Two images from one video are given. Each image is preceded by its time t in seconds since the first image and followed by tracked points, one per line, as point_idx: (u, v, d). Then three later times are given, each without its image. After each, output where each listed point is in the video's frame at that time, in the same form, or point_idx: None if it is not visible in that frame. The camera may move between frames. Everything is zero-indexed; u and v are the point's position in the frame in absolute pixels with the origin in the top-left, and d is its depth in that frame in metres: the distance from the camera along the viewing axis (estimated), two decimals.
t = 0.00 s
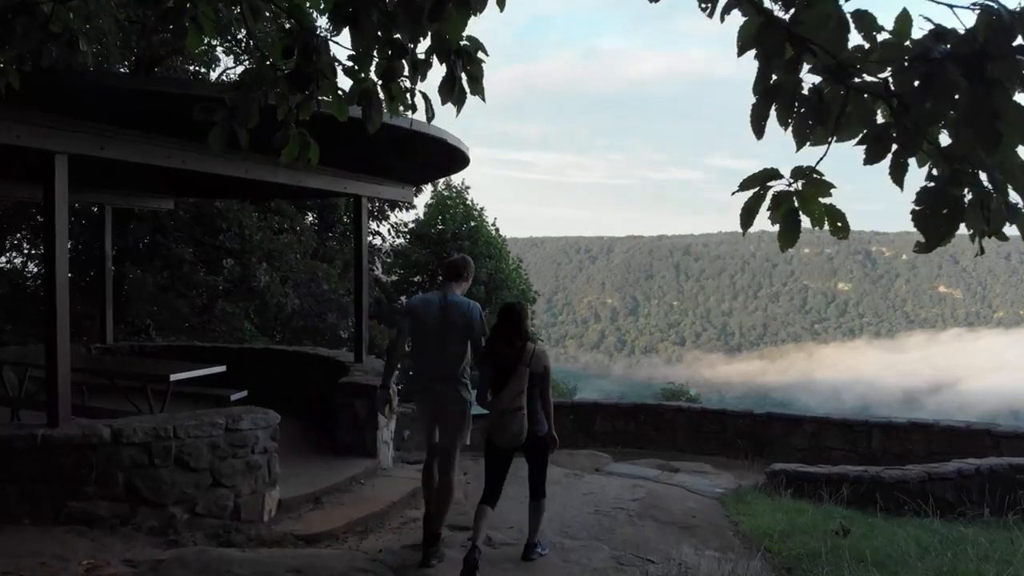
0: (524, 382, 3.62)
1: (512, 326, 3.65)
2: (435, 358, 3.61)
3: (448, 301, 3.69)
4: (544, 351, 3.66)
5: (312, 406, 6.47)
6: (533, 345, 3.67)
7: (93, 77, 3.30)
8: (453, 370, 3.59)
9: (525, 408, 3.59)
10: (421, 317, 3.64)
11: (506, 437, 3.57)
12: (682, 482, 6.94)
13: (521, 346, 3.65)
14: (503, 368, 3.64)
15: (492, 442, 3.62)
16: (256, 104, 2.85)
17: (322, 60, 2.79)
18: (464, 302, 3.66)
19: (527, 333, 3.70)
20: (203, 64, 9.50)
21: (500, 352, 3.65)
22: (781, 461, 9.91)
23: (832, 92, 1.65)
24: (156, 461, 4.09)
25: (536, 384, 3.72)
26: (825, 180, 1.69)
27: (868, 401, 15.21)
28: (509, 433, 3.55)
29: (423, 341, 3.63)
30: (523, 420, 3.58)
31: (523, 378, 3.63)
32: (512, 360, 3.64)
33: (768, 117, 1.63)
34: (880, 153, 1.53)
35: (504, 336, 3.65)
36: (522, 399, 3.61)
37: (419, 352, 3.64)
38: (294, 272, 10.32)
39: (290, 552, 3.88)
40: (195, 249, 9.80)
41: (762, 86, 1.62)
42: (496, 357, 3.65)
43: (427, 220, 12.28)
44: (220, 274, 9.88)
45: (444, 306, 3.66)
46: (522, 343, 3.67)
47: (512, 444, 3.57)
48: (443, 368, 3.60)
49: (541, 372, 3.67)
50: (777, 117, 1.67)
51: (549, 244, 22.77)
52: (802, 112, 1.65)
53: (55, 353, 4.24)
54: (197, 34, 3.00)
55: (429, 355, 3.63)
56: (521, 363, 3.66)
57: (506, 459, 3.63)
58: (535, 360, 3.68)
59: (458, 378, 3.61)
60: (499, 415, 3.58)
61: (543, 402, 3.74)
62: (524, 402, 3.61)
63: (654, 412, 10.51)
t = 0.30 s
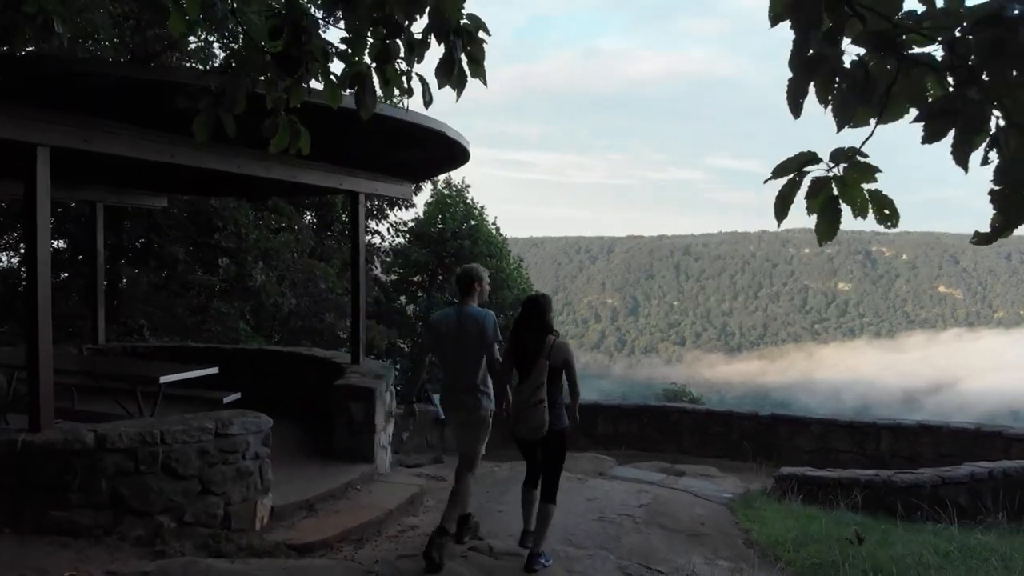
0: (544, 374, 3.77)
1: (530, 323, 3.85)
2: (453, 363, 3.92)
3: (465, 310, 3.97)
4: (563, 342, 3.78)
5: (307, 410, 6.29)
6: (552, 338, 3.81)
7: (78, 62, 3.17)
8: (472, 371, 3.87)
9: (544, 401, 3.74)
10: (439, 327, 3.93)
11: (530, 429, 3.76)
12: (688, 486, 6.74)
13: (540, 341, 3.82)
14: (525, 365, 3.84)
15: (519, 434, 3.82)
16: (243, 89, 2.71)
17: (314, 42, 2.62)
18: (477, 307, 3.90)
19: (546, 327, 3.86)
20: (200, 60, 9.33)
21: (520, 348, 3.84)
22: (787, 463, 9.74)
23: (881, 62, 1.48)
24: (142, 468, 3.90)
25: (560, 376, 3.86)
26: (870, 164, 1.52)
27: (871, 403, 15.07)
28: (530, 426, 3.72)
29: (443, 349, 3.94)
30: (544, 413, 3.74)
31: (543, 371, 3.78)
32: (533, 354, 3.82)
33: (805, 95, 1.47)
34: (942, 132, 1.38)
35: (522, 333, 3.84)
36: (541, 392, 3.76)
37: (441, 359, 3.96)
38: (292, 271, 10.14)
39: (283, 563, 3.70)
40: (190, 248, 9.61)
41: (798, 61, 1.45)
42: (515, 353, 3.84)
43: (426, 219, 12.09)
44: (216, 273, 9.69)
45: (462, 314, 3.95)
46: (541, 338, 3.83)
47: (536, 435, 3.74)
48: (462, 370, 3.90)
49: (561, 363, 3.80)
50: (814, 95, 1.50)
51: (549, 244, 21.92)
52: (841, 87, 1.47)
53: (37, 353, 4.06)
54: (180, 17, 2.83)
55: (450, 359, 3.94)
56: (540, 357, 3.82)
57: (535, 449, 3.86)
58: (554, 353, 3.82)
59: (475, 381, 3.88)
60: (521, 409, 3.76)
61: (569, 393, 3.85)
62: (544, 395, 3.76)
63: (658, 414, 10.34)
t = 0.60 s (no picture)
0: (550, 395, 3.75)
1: (543, 340, 3.82)
2: (470, 356, 4.02)
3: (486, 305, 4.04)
4: (574, 365, 3.72)
5: (298, 413, 6.11)
6: (563, 358, 3.77)
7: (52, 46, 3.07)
8: (488, 371, 3.98)
9: (548, 421, 3.73)
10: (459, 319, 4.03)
11: (535, 446, 3.75)
12: (689, 490, 6.57)
13: (552, 359, 3.79)
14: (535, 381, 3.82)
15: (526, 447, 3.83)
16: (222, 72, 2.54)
17: (297, 19, 2.45)
18: (495, 303, 3.97)
19: (560, 346, 3.81)
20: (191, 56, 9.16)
21: (530, 363, 3.82)
22: (788, 465, 9.58)
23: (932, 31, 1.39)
24: (122, 475, 3.72)
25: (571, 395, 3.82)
26: (918, 142, 1.41)
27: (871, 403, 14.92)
28: (532, 443, 3.73)
29: (461, 341, 4.04)
30: (548, 432, 3.73)
31: (550, 392, 3.76)
32: (542, 370, 3.78)
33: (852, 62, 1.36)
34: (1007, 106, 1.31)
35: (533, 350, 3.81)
36: (547, 410, 3.75)
37: (460, 350, 4.06)
38: (284, 271, 9.95)
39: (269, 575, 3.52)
40: (180, 246, 9.41)
41: (839, 27, 1.36)
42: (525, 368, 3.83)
43: (422, 218, 11.91)
44: (206, 273, 9.49)
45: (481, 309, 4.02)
46: (553, 357, 3.79)
47: (539, 453, 3.75)
48: (478, 370, 4.00)
49: (569, 384, 3.76)
50: (860, 65, 1.36)
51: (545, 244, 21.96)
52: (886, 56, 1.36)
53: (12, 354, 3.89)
54: None
55: (467, 352, 4.04)
56: (550, 375, 3.78)
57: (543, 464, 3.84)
58: (565, 373, 3.78)
59: (489, 376, 3.98)
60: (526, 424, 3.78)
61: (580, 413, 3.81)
62: (549, 414, 3.75)
63: (656, 416, 10.17)
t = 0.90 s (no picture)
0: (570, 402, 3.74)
1: (561, 348, 3.81)
2: (497, 378, 4.03)
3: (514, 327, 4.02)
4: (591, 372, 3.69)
5: (286, 416, 5.92)
6: (581, 366, 3.75)
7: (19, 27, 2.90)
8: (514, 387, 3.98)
9: (567, 428, 3.73)
10: (486, 340, 4.04)
11: (554, 453, 3.74)
12: (688, 494, 6.41)
13: (571, 367, 3.76)
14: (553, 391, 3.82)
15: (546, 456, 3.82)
16: (193, 55, 2.36)
17: None
18: (522, 328, 3.95)
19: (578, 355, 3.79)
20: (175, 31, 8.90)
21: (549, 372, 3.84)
22: (785, 468, 9.42)
23: None
24: (94, 484, 3.52)
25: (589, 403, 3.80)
26: (977, 117, 1.23)
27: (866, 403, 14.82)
28: (553, 451, 3.74)
29: (488, 363, 4.05)
30: (568, 439, 3.73)
31: (569, 399, 3.75)
32: (561, 379, 3.77)
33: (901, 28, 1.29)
34: None
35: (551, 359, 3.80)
36: (566, 418, 3.75)
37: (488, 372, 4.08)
38: (272, 270, 9.74)
39: None
40: (165, 245, 9.21)
41: None
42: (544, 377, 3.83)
43: (413, 217, 11.70)
44: (192, 272, 9.28)
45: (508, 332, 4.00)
46: (570, 365, 3.77)
47: (558, 460, 3.75)
48: (504, 386, 4.00)
49: (587, 391, 3.73)
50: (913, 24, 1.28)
51: (536, 244, 21.79)
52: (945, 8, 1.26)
53: None
54: None
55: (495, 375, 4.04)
56: (568, 384, 3.76)
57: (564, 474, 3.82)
58: (582, 381, 3.76)
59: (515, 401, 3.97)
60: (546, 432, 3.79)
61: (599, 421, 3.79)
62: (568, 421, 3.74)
63: (651, 417, 9.99)
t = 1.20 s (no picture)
0: (591, 408, 3.83)
1: (578, 354, 3.90)
2: (511, 385, 4.06)
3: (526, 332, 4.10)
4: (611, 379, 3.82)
5: (264, 420, 5.71)
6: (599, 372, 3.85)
7: None
8: (528, 392, 4.04)
9: (589, 434, 3.80)
10: (501, 347, 4.08)
11: (578, 460, 3.79)
12: (680, 498, 6.22)
13: (589, 374, 3.88)
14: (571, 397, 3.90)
15: (564, 464, 3.85)
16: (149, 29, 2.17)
17: None
18: (537, 333, 4.02)
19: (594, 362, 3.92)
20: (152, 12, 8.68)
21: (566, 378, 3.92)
22: (776, 469, 9.30)
23: None
24: (56, 495, 3.27)
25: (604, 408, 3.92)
26: None
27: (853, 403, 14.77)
28: (578, 457, 3.78)
29: (501, 368, 4.10)
30: (591, 445, 3.80)
31: (588, 406, 3.83)
32: (579, 387, 3.86)
33: None
34: None
35: (569, 364, 3.89)
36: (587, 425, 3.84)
37: (500, 380, 4.10)
38: (253, 269, 9.51)
39: None
40: (142, 243, 8.96)
41: None
42: (562, 382, 3.90)
43: (398, 215, 11.48)
44: (170, 270, 9.03)
45: (521, 339, 4.07)
46: (587, 371, 3.89)
47: (582, 466, 3.81)
48: (519, 393, 4.05)
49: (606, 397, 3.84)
50: None
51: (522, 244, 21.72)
52: None
53: None
54: None
55: (509, 383, 4.08)
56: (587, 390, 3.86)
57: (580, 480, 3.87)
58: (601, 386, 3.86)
59: (531, 408, 4.03)
60: (568, 440, 3.83)
61: (615, 427, 3.89)
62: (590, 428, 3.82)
63: (641, 418, 9.84)
